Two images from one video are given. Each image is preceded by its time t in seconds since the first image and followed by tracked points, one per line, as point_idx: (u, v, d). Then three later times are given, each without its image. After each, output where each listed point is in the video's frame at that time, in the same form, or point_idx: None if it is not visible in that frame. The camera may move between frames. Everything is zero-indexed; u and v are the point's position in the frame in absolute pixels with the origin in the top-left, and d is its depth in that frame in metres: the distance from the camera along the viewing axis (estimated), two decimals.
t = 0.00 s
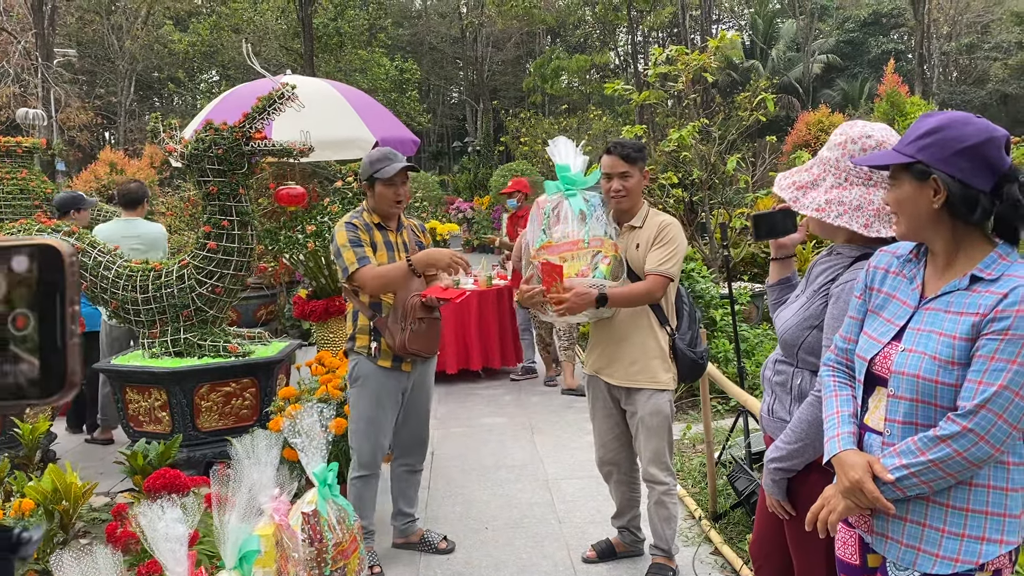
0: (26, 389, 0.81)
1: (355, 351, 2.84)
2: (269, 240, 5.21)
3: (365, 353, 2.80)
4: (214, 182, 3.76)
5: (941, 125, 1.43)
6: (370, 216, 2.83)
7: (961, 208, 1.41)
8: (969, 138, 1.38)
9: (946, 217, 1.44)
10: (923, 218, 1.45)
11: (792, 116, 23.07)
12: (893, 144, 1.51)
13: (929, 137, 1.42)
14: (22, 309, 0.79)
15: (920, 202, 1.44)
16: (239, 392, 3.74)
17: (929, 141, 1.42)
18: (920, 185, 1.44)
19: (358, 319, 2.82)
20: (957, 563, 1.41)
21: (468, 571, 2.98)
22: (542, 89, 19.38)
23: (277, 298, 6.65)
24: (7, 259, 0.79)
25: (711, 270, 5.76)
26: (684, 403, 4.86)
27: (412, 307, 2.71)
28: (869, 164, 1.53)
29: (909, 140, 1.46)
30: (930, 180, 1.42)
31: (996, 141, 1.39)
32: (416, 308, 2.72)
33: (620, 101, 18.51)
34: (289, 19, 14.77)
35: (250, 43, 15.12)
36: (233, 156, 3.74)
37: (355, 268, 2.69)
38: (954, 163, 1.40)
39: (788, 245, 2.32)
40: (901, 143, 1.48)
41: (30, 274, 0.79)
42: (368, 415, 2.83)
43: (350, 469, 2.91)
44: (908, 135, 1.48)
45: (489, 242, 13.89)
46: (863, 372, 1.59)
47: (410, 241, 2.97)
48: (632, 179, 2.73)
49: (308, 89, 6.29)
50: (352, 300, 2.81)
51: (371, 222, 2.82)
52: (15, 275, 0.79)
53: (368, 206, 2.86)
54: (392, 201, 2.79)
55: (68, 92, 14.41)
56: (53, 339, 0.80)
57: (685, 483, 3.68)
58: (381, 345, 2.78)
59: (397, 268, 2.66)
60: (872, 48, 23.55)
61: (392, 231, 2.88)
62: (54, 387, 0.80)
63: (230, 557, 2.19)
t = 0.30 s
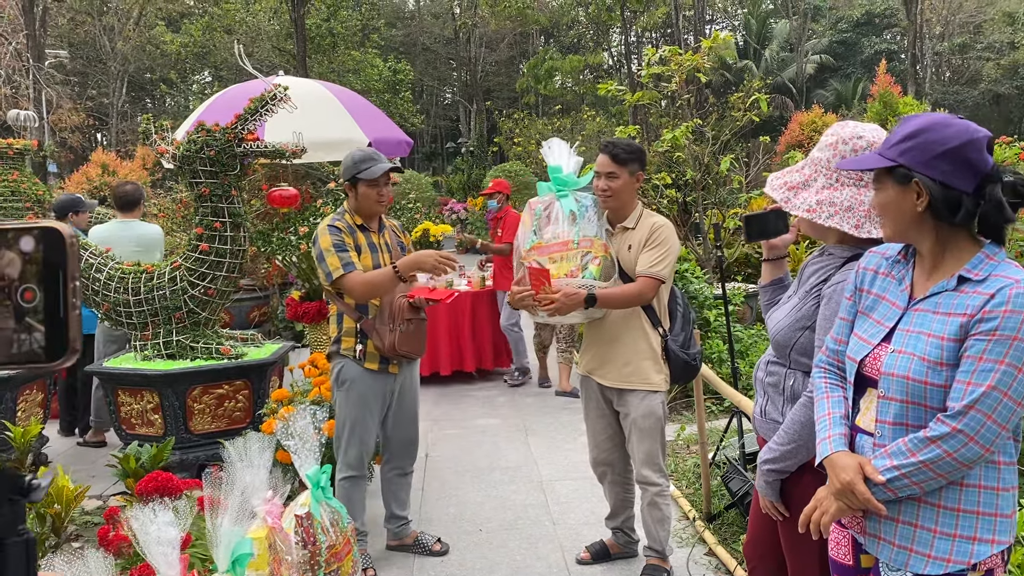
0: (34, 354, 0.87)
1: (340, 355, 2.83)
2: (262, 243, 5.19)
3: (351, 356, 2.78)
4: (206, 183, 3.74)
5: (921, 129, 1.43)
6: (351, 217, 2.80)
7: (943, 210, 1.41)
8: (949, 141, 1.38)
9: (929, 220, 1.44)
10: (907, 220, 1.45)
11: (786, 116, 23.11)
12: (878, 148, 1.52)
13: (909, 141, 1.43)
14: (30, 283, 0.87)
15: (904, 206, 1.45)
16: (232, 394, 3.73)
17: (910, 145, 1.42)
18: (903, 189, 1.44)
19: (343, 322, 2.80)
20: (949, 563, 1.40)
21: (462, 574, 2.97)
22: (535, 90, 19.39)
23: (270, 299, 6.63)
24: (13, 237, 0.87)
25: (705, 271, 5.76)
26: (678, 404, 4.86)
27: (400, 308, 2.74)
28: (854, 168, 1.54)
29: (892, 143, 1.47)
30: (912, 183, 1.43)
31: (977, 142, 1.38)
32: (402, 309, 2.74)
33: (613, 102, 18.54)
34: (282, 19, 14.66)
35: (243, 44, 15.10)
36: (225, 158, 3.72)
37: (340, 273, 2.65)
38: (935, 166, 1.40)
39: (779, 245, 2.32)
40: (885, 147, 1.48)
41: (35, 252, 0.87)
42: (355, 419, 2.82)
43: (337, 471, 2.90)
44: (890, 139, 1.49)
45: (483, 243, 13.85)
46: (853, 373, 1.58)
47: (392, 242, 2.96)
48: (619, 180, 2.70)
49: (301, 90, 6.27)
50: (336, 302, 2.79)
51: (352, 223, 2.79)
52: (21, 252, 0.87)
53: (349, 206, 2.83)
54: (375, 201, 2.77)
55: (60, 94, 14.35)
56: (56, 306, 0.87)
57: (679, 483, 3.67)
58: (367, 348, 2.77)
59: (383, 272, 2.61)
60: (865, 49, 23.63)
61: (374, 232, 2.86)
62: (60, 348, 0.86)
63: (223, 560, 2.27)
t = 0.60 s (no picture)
0: (16, 311, 1.04)
1: (329, 359, 2.83)
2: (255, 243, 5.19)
3: (340, 359, 2.79)
4: (199, 183, 3.72)
5: (894, 129, 1.46)
6: (335, 219, 2.78)
7: (920, 209, 1.44)
8: (921, 140, 1.41)
9: (907, 219, 1.47)
10: (885, 220, 1.49)
11: (779, 117, 23.18)
12: (854, 148, 1.55)
13: (883, 141, 1.46)
14: (12, 245, 1.04)
15: (881, 205, 1.48)
16: (226, 395, 3.72)
17: (884, 145, 1.45)
18: (880, 189, 1.47)
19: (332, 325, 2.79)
20: (937, 558, 1.41)
21: (456, 573, 2.97)
22: (530, 90, 19.41)
23: (265, 300, 6.62)
24: None
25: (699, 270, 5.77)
26: (673, 403, 4.87)
27: (389, 310, 2.75)
28: (833, 169, 1.57)
29: (867, 144, 1.49)
30: (888, 183, 1.46)
31: (950, 139, 1.40)
32: (392, 310, 2.75)
33: (607, 102, 18.57)
34: (276, 19, 14.86)
35: (236, 45, 15.08)
36: (219, 158, 3.71)
37: (327, 278, 2.63)
38: (910, 165, 1.42)
39: (772, 243, 2.33)
40: (860, 148, 1.51)
41: (17, 221, 1.04)
42: (344, 422, 2.82)
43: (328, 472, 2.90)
44: (866, 139, 1.51)
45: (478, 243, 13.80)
46: (840, 371, 1.60)
47: (374, 243, 2.96)
48: (605, 180, 2.70)
49: (295, 91, 6.25)
50: (322, 305, 2.77)
51: (336, 225, 2.77)
52: (5, 221, 1.04)
53: (330, 208, 2.80)
54: (360, 202, 2.76)
55: (52, 95, 14.30)
56: (36, 266, 1.04)
57: (673, 482, 3.68)
58: (357, 350, 2.77)
59: (373, 277, 2.63)
60: (858, 49, 23.71)
61: (357, 233, 2.85)
62: (41, 299, 1.04)
63: (217, 560, 2.22)
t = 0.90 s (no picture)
0: (28, 313, 0.86)
1: (319, 362, 2.80)
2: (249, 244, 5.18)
3: (331, 363, 2.79)
4: (194, 184, 3.71)
5: (878, 129, 1.47)
6: (323, 222, 2.77)
7: (903, 209, 1.45)
8: (905, 140, 1.42)
9: (891, 220, 1.49)
10: (870, 220, 1.50)
11: (773, 116, 23.23)
12: (838, 149, 1.56)
13: (867, 142, 1.47)
14: (26, 247, 0.87)
15: (865, 207, 1.49)
16: (221, 396, 3.71)
17: (868, 146, 1.47)
18: (864, 191, 1.48)
19: (321, 328, 2.78)
20: (924, 556, 1.42)
21: (451, 573, 2.98)
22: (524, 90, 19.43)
23: (259, 301, 6.61)
24: (15, 211, 0.88)
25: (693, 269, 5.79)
26: (667, 402, 4.88)
27: (379, 312, 2.78)
28: (817, 170, 1.58)
29: (850, 146, 1.51)
30: (872, 184, 1.47)
31: (933, 139, 1.42)
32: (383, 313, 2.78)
33: (601, 102, 18.60)
34: (268, 19, 14.85)
35: (230, 45, 15.07)
36: (212, 159, 3.70)
37: (317, 283, 2.63)
38: (894, 166, 1.44)
39: (763, 244, 2.34)
40: (843, 149, 1.52)
41: (30, 226, 0.88)
42: (336, 425, 2.82)
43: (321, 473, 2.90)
44: (849, 140, 1.53)
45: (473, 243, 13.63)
46: (825, 371, 1.61)
47: (361, 245, 2.96)
48: (595, 179, 2.74)
49: (288, 91, 6.24)
50: (311, 308, 2.76)
51: (325, 228, 2.76)
52: (19, 226, 0.87)
53: (318, 210, 2.80)
54: (350, 205, 2.76)
55: (45, 95, 14.25)
56: (48, 263, 0.87)
57: (668, 481, 3.69)
58: (348, 353, 2.78)
59: (365, 282, 2.64)
60: (851, 48, 23.78)
61: (345, 236, 2.85)
62: (49, 297, 0.86)
63: (213, 562, 2.21)
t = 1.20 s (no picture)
0: (61, 306, 1.00)
1: (314, 362, 2.81)
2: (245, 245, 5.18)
3: (326, 363, 2.78)
4: (188, 185, 3.70)
5: (866, 129, 1.49)
6: (316, 222, 2.77)
7: (893, 208, 1.47)
8: (893, 140, 1.44)
9: (880, 218, 1.50)
10: (859, 219, 1.52)
11: (767, 115, 23.31)
12: (827, 150, 1.58)
13: (854, 142, 1.49)
14: (60, 247, 1.01)
15: (855, 206, 1.51)
16: (217, 396, 3.71)
17: (856, 146, 1.48)
18: (853, 190, 1.50)
19: (316, 329, 2.78)
20: (916, 551, 1.43)
21: (448, 572, 2.98)
22: (519, 90, 19.43)
23: (254, 301, 6.60)
24: (49, 215, 1.02)
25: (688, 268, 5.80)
26: (662, 401, 4.90)
27: (373, 312, 2.78)
28: (807, 170, 1.59)
29: (839, 146, 1.52)
30: (861, 184, 1.49)
31: (920, 138, 1.44)
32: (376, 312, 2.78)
33: (596, 102, 18.61)
34: (263, 20, 15.02)
35: (223, 46, 15.11)
36: (207, 160, 3.70)
37: (310, 285, 2.63)
38: (883, 165, 1.45)
39: (754, 243, 2.36)
40: (833, 149, 1.54)
41: (62, 227, 1.02)
42: (332, 425, 2.82)
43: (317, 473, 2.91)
44: (838, 140, 1.54)
45: (468, 243, 13.63)
46: (817, 369, 1.62)
47: (355, 245, 2.96)
48: (588, 179, 2.75)
49: (283, 92, 6.23)
50: (304, 309, 2.77)
51: (318, 228, 2.76)
52: (53, 226, 1.02)
53: (312, 211, 2.80)
54: (343, 203, 2.77)
55: (38, 96, 14.22)
56: (79, 262, 1.01)
57: (664, 479, 3.70)
58: (342, 353, 2.78)
59: (355, 285, 2.64)
60: (845, 47, 23.84)
61: (339, 236, 2.85)
62: (81, 294, 1.00)
63: (210, 561, 2.27)
